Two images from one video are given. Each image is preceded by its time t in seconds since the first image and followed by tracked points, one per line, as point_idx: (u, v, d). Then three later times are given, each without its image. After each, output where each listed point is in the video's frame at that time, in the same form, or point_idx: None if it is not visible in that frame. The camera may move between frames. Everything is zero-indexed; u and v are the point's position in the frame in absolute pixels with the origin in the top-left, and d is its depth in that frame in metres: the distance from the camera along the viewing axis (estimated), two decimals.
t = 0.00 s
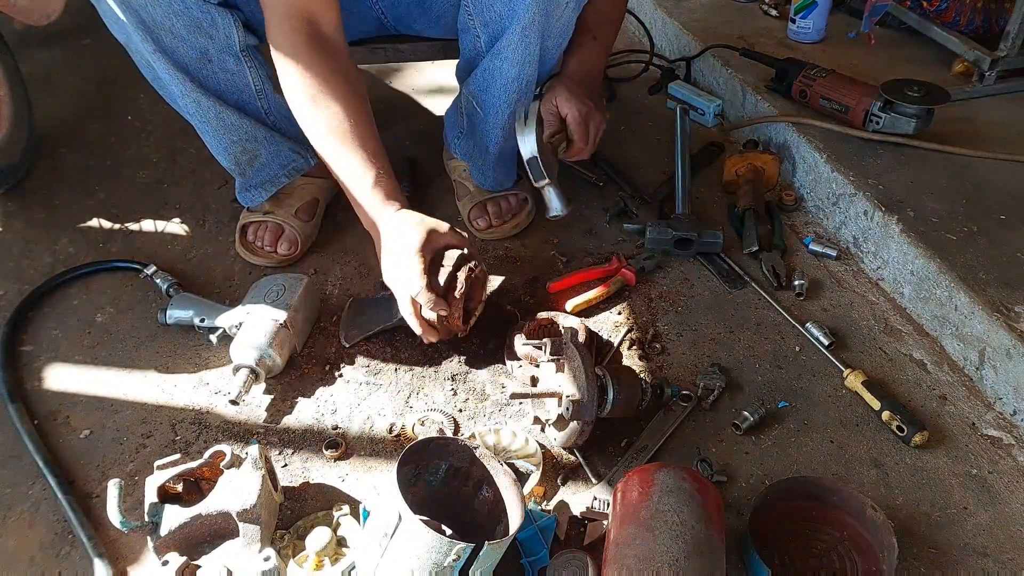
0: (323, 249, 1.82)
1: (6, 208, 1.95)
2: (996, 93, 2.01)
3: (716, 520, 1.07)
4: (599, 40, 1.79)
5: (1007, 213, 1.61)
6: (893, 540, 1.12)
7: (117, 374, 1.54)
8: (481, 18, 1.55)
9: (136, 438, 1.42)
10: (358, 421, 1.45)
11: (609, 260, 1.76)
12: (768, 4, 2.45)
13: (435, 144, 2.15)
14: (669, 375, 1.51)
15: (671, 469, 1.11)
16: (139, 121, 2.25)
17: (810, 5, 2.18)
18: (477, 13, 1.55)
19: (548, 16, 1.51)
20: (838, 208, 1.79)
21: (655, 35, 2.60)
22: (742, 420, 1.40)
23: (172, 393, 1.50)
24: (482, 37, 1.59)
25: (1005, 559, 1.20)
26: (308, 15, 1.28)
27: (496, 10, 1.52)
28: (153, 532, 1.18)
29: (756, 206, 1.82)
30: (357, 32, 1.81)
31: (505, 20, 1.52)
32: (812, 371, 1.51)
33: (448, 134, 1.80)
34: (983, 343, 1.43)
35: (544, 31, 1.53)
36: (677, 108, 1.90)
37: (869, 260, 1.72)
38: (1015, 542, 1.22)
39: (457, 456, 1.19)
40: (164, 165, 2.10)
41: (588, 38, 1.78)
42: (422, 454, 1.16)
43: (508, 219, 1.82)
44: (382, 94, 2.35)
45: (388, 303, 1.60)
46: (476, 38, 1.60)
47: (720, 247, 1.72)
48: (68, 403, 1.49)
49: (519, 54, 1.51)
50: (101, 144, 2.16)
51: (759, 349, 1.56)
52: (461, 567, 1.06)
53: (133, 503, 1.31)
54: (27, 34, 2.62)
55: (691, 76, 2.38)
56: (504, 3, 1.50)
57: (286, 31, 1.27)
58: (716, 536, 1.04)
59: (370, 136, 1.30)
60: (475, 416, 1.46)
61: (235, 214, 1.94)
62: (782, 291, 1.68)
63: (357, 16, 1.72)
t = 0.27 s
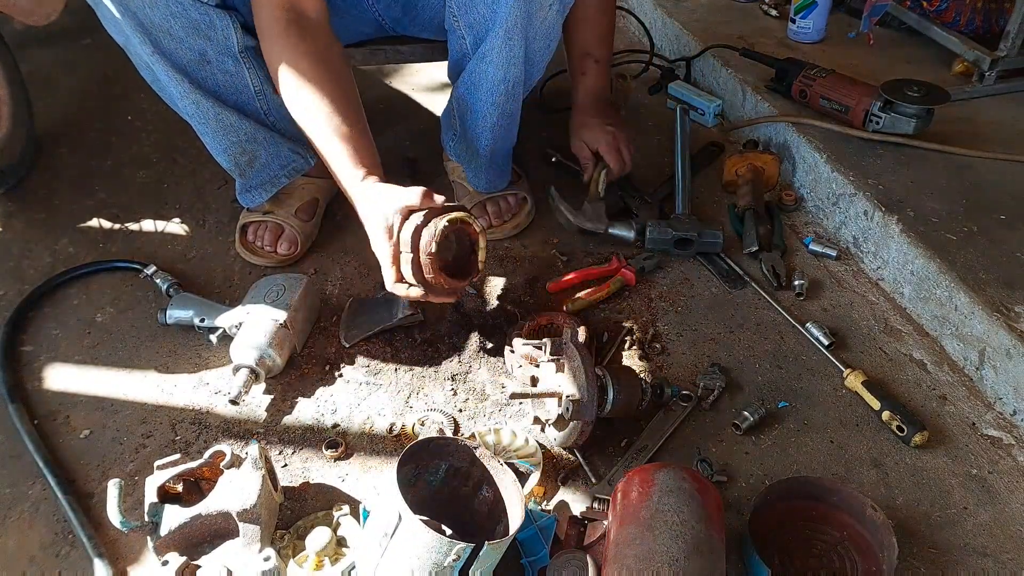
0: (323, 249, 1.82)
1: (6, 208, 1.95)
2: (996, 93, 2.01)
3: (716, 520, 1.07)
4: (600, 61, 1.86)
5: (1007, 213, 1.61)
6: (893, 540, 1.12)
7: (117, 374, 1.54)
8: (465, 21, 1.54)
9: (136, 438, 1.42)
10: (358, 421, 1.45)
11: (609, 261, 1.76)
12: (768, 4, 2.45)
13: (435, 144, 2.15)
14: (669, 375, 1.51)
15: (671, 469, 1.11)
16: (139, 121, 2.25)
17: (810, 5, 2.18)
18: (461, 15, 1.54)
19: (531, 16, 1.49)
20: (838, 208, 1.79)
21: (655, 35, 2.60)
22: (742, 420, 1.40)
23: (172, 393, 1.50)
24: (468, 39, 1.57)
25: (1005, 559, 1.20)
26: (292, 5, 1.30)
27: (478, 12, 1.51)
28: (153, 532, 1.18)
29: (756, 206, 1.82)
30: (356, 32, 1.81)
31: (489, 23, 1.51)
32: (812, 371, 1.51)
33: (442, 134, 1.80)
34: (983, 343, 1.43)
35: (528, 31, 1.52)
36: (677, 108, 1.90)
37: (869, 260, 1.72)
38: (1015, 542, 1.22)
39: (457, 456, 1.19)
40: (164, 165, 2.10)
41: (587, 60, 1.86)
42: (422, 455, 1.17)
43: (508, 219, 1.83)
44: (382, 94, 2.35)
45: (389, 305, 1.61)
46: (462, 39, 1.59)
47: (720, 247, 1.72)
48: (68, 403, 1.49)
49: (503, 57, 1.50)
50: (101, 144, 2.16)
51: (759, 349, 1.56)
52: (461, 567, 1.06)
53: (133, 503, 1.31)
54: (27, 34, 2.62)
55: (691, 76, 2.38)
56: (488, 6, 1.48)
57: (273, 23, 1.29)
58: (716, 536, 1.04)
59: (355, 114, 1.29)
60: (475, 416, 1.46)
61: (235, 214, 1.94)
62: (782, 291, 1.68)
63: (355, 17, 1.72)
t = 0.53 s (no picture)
0: (323, 249, 1.83)
1: (6, 208, 1.95)
2: (996, 93, 2.01)
3: (716, 520, 1.07)
4: None
5: (1007, 213, 1.61)
6: (893, 540, 1.12)
7: (116, 375, 1.54)
8: (458, 39, 1.54)
9: (136, 438, 1.42)
10: (358, 421, 1.45)
11: (609, 261, 1.76)
12: (768, 4, 2.45)
13: (435, 144, 2.15)
14: (669, 375, 1.51)
15: (671, 469, 1.11)
16: (139, 121, 2.25)
17: (810, 6, 2.18)
18: (453, 34, 1.54)
19: (522, 40, 1.50)
20: (838, 208, 1.79)
21: (655, 35, 2.60)
22: (742, 420, 1.40)
23: (172, 393, 1.50)
24: (460, 56, 1.58)
25: (1005, 559, 1.20)
26: None
27: (471, 31, 1.52)
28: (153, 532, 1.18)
29: (756, 206, 1.82)
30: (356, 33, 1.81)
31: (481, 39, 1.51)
32: (812, 371, 1.51)
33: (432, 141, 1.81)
34: (983, 343, 1.43)
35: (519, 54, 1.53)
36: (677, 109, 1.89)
37: (869, 260, 1.72)
38: (1015, 542, 1.22)
39: (458, 456, 1.19)
40: (164, 165, 2.10)
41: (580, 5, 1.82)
42: (422, 455, 1.17)
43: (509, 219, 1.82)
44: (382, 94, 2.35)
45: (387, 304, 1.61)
46: (455, 56, 1.60)
47: (720, 247, 1.72)
48: (68, 403, 1.49)
49: (492, 78, 1.51)
50: (101, 144, 2.16)
51: (759, 349, 1.56)
52: (461, 567, 1.06)
53: (133, 503, 1.31)
54: (28, 33, 2.62)
55: (691, 76, 2.38)
56: (482, 20, 1.49)
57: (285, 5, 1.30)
58: (716, 536, 1.04)
59: (368, 94, 1.33)
60: (475, 416, 1.46)
61: (235, 214, 1.94)
62: (781, 292, 1.68)
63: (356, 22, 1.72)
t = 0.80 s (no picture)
0: (322, 249, 1.82)
1: (6, 208, 1.95)
2: (996, 93, 2.01)
3: (716, 520, 1.07)
4: None
5: (1007, 213, 1.61)
6: (893, 540, 1.12)
7: (116, 375, 1.54)
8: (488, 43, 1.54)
9: (136, 438, 1.42)
10: (358, 421, 1.45)
11: (608, 261, 1.76)
12: (768, 4, 2.45)
13: (435, 144, 2.15)
14: (669, 375, 1.51)
15: (671, 469, 1.11)
16: (139, 121, 2.25)
17: (810, 6, 2.18)
18: (483, 37, 1.54)
19: (555, 49, 1.52)
20: (838, 208, 1.79)
21: (655, 35, 2.60)
22: (742, 420, 1.40)
23: (172, 393, 1.50)
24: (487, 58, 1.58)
25: (1005, 559, 1.20)
26: None
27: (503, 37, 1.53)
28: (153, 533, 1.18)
29: (756, 206, 1.82)
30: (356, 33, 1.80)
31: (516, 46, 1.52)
32: (812, 371, 1.51)
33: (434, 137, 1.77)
34: (983, 343, 1.43)
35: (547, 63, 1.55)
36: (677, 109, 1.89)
37: (868, 260, 1.72)
38: (1015, 541, 1.22)
39: (458, 456, 1.19)
40: (164, 165, 2.10)
41: None
42: (422, 455, 1.16)
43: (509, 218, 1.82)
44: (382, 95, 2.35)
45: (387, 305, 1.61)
46: (481, 58, 1.59)
47: (720, 247, 1.72)
48: (67, 403, 1.49)
49: (517, 82, 1.52)
50: (101, 144, 2.16)
51: (759, 349, 1.56)
52: (461, 567, 1.06)
53: (133, 504, 1.31)
54: (28, 33, 2.62)
55: (691, 76, 2.38)
56: (518, 26, 1.50)
57: None
58: (716, 536, 1.04)
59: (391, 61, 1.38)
60: (475, 416, 1.46)
61: (235, 214, 1.94)
62: (781, 292, 1.68)
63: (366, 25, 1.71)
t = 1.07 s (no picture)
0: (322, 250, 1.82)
1: (5, 208, 1.94)
2: (996, 93, 2.01)
3: (716, 520, 1.07)
4: None
5: (1007, 212, 1.61)
6: (893, 540, 1.12)
7: (116, 375, 1.54)
8: None
9: (136, 438, 1.42)
10: (358, 421, 1.45)
11: (608, 261, 1.76)
12: (768, 4, 2.45)
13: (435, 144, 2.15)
14: (669, 375, 1.51)
15: (671, 468, 1.11)
16: (139, 121, 2.25)
17: (810, 5, 2.18)
18: None
19: None
20: (838, 208, 1.79)
21: (655, 35, 2.60)
22: (742, 420, 1.40)
23: (172, 393, 1.50)
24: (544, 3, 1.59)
25: (1005, 559, 1.20)
26: None
27: None
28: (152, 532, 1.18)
29: (756, 206, 1.82)
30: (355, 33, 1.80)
31: None
32: (811, 371, 1.51)
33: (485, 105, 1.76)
34: (983, 343, 1.43)
35: None
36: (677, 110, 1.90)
37: (868, 260, 1.72)
38: (1014, 541, 1.22)
39: (458, 456, 1.19)
40: (163, 166, 2.10)
41: None
42: (422, 455, 1.17)
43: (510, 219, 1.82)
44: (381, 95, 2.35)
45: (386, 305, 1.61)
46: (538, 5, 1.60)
47: (719, 247, 1.72)
48: (67, 404, 1.48)
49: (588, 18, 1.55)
50: (101, 144, 2.16)
51: (758, 349, 1.56)
52: (461, 567, 1.06)
53: (133, 504, 1.31)
54: (27, 33, 2.62)
55: (691, 76, 2.38)
56: None
57: None
58: (716, 536, 1.04)
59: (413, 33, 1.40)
60: (476, 416, 1.46)
61: (235, 214, 1.94)
62: (781, 291, 1.68)
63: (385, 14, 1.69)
